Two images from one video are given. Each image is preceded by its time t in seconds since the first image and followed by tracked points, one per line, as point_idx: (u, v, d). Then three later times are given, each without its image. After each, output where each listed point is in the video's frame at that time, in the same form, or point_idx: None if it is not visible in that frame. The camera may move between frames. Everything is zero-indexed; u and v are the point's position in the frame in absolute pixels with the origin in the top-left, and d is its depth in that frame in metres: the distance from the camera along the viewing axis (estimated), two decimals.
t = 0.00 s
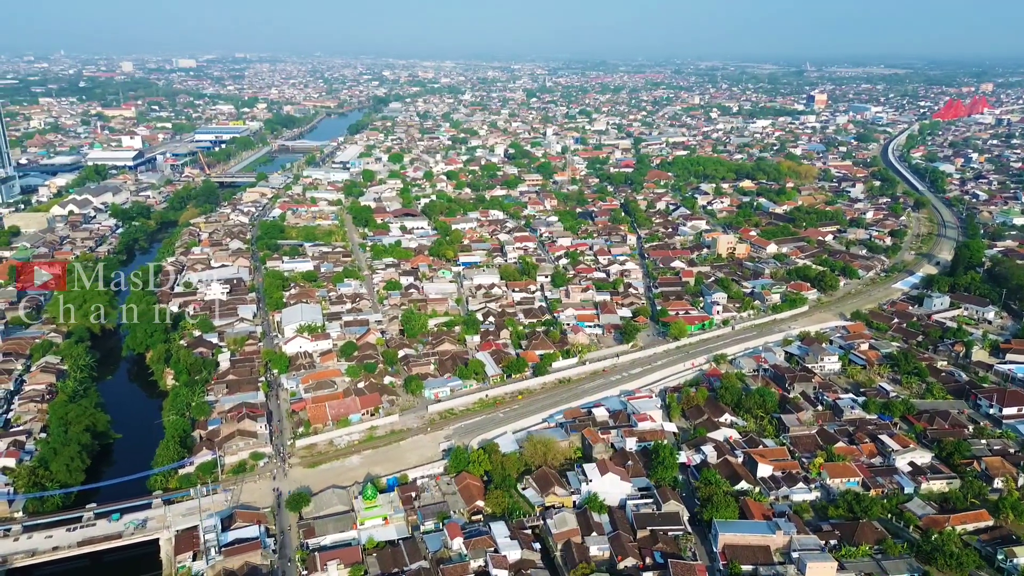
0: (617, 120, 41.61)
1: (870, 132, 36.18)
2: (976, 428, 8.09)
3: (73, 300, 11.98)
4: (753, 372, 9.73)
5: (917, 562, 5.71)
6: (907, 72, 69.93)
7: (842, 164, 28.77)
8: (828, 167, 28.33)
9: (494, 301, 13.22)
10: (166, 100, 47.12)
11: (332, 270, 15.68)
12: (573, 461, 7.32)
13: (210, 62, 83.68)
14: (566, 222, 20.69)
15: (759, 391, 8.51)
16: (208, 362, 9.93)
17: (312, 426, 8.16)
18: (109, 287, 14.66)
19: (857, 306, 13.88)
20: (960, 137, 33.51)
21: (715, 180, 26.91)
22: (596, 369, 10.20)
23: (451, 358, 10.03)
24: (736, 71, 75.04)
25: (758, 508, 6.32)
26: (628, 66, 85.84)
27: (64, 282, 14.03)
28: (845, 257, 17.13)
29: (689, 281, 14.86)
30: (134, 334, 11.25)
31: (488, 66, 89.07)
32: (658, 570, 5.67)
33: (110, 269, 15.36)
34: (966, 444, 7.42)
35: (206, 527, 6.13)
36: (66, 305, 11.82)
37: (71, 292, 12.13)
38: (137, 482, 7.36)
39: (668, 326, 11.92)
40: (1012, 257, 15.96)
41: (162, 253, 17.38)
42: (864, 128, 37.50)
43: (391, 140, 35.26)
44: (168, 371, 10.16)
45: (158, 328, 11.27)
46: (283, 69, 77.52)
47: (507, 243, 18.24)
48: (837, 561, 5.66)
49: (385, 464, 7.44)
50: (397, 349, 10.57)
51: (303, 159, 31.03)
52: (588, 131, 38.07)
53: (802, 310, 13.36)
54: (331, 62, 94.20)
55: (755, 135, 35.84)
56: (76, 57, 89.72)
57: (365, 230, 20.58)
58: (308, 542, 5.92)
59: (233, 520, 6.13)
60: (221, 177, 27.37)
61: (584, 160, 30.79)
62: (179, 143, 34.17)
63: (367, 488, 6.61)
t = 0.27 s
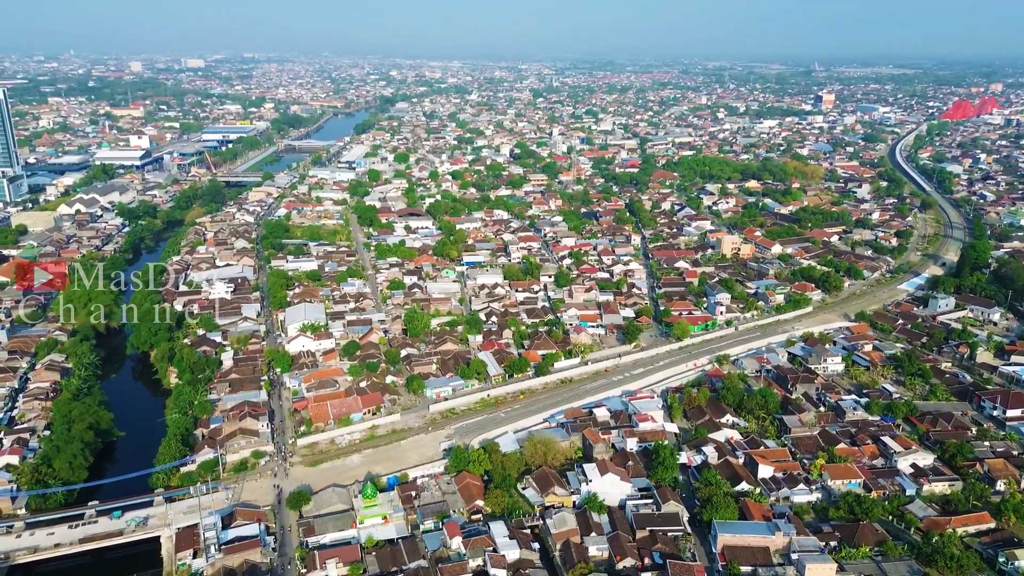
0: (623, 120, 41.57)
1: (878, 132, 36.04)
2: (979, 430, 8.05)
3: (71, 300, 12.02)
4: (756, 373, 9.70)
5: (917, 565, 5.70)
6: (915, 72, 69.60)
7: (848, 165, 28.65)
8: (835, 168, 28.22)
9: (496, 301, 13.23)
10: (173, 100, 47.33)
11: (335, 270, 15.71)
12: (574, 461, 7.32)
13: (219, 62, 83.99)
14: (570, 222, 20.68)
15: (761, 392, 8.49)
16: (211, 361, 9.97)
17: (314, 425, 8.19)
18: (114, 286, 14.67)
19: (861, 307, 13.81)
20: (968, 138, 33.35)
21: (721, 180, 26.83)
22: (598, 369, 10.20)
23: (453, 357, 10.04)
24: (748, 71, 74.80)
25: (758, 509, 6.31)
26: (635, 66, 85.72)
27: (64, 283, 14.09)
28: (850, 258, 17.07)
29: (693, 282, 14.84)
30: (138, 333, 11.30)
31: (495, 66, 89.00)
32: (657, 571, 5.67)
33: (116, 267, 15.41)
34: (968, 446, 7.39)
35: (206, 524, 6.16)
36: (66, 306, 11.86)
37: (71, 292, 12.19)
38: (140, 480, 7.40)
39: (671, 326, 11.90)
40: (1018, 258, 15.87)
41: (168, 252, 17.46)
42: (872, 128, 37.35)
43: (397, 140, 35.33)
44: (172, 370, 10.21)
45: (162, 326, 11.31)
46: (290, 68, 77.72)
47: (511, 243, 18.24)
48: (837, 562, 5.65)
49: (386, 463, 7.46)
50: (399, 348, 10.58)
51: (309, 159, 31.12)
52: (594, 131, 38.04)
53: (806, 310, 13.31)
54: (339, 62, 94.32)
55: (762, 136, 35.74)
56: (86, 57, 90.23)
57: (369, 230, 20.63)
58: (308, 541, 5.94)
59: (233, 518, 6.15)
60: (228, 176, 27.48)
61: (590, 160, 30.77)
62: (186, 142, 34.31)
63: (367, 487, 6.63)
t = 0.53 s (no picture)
0: (629, 120, 41.51)
1: (886, 132, 35.87)
2: (983, 432, 8.01)
3: (73, 300, 12.11)
4: (758, 374, 9.68)
5: (917, 567, 5.68)
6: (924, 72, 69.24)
7: (855, 165, 28.53)
8: (841, 168, 28.11)
9: (499, 301, 13.24)
10: (181, 99, 47.54)
11: (340, 269, 15.75)
12: (574, 461, 7.32)
13: (227, 62, 84.31)
14: (575, 222, 20.68)
15: (762, 393, 8.47)
16: (214, 360, 10.01)
17: (315, 424, 8.21)
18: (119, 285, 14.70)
19: (866, 308, 13.76)
20: (976, 138, 33.15)
21: (726, 180, 26.76)
22: (600, 369, 10.19)
23: (455, 357, 10.05)
24: (755, 71, 74.61)
25: (757, 510, 6.30)
26: (642, 66, 85.50)
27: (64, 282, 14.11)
28: (856, 259, 17.00)
29: (697, 282, 14.81)
30: (143, 331, 11.34)
31: (502, 66, 88.90)
32: (656, 572, 5.67)
33: (121, 266, 15.49)
34: (971, 447, 7.36)
35: (207, 522, 6.18)
36: (67, 306, 11.94)
37: (77, 292, 12.27)
38: (142, 478, 7.42)
39: (674, 327, 11.88)
40: None
41: (174, 251, 17.54)
42: (880, 128, 37.19)
43: (403, 140, 35.37)
44: (175, 368, 10.27)
45: (166, 325, 11.35)
46: (298, 68, 77.91)
47: (515, 243, 18.25)
48: (836, 564, 5.63)
49: (386, 462, 7.48)
50: (402, 347, 10.59)
51: (315, 159, 31.20)
52: (600, 131, 38.00)
53: (810, 311, 13.26)
54: (346, 62, 94.50)
55: (769, 136, 35.61)
56: (95, 57, 90.70)
57: (374, 229, 20.67)
58: (308, 539, 5.96)
59: (233, 516, 6.18)
60: (234, 176, 27.58)
61: (595, 160, 30.74)
62: (193, 142, 34.46)
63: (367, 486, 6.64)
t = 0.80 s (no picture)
0: (636, 120, 41.45)
1: (894, 133, 35.71)
2: (986, 434, 7.96)
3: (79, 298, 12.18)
4: (761, 375, 9.65)
5: (917, 569, 5.66)
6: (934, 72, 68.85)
7: (863, 165, 28.40)
8: (848, 169, 28.00)
9: (503, 301, 13.24)
10: (189, 99, 47.74)
11: (344, 268, 15.78)
12: (575, 461, 7.31)
13: (235, 62, 84.64)
14: (580, 222, 20.67)
15: (764, 393, 8.45)
16: (218, 358, 10.04)
17: (317, 423, 8.23)
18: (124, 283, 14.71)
19: (871, 309, 13.69)
20: (986, 138, 32.96)
21: (732, 180, 26.68)
22: (603, 369, 10.18)
23: (457, 356, 10.05)
24: (764, 71, 74.40)
25: (758, 511, 6.29)
26: (650, 66, 85.30)
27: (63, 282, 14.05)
28: (861, 259, 16.92)
29: (701, 282, 14.78)
30: (147, 330, 11.39)
31: (509, 66, 88.82)
32: (655, 572, 5.67)
33: (127, 264, 15.57)
34: (974, 450, 7.32)
35: (208, 520, 6.22)
36: (72, 304, 12.04)
37: (83, 290, 12.34)
38: (145, 476, 7.46)
39: (677, 327, 11.86)
40: None
41: (179, 249, 17.62)
42: (888, 128, 37.02)
43: (409, 140, 35.40)
44: (179, 365, 10.26)
45: (171, 324, 11.40)
46: (319, 69, 78.17)
47: (519, 243, 18.25)
48: (836, 565, 5.62)
49: (387, 461, 7.50)
50: (404, 347, 10.61)
51: (322, 158, 31.28)
52: (606, 131, 37.96)
53: (815, 312, 13.21)
54: (354, 62, 94.69)
55: (776, 136, 35.49)
56: (105, 57, 91.21)
57: (379, 229, 20.72)
58: (308, 538, 5.99)
59: (234, 514, 6.21)
60: (241, 175, 27.68)
61: (601, 160, 30.72)
62: (200, 142, 34.62)
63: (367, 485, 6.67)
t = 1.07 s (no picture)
0: (642, 120, 41.38)
1: (903, 133, 35.53)
2: (990, 436, 7.91)
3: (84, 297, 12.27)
4: (764, 376, 9.62)
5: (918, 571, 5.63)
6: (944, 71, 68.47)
7: (870, 166, 28.27)
8: (855, 169, 27.88)
9: (506, 301, 13.24)
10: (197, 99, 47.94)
11: (348, 268, 15.82)
12: (575, 461, 7.31)
13: (244, 62, 84.93)
14: (584, 222, 20.65)
15: (766, 394, 8.44)
16: (221, 357, 10.09)
17: (319, 421, 8.25)
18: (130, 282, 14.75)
19: (876, 310, 13.63)
20: (995, 139, 32.76)
21: (738, 180, 26.60)
22: (605, 369, 10.17)
23: (460, 356, 10.06)
24: (772, 71, 74.18)
25: (758, 512, 6.28)
26: (658, 66, 85.11)
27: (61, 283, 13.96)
28: (867, 260, 16.84)
29: (705, 283, 14.74)
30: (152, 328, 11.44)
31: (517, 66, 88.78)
32: (654, 573, 5.67)
33: (133, 263, 15.63)
34: (977, 452, 7.28)
35: (209, 518, 6.25)
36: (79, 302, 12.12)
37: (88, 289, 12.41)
38: (147, 473, 7.50)
39: (680, 328, 11.84)
40: None
41: (185, 248, 17.70)
42: (897, 129, 36.85)
43: (415, 140, 35.42)
44: (183, 364, 10.30)
45: (175, 323, 11.45)
46: (327, 69, 78.35)
47: (523, 243, 18.24)
48: (835, 567, 5.60)
49: (388, 460, 7.51)
50: (407, 346, 10.62)
51: (328, 158, 31.34)
52: (613, 131, 37.91)
53: (819, 313, 13.17)
54: (362, 62, 94.87)
55: (784, 136, 35.36)
56: (114, 57, 91.70)
57: (383, 229, 20.75)
58: (307, 536, 6.01)
59: (234, 512, 6.24)
60: (247, 175, 27.77)
61: (607, 160, 30.69)
62: (208, 141, 34.76)
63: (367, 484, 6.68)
